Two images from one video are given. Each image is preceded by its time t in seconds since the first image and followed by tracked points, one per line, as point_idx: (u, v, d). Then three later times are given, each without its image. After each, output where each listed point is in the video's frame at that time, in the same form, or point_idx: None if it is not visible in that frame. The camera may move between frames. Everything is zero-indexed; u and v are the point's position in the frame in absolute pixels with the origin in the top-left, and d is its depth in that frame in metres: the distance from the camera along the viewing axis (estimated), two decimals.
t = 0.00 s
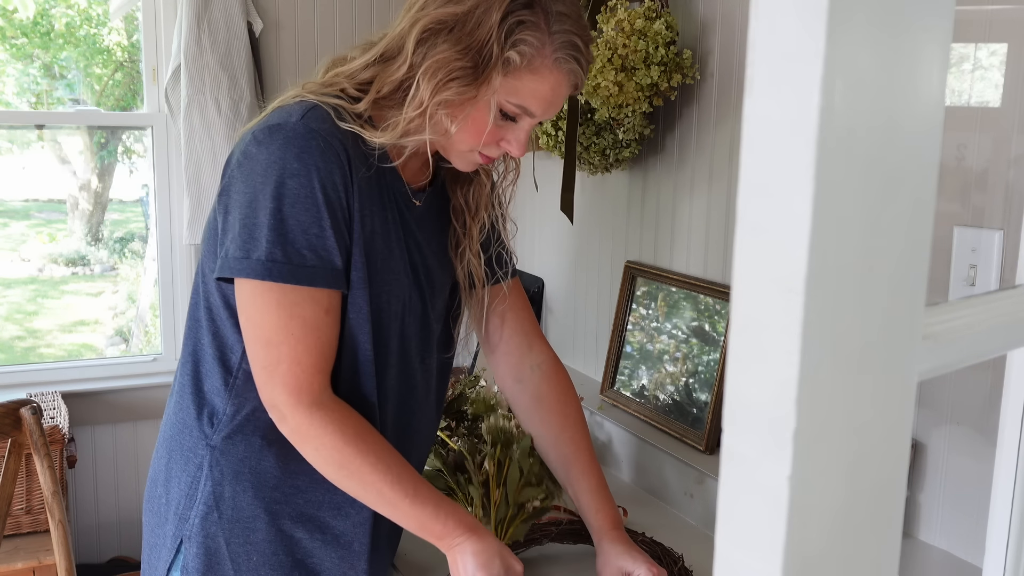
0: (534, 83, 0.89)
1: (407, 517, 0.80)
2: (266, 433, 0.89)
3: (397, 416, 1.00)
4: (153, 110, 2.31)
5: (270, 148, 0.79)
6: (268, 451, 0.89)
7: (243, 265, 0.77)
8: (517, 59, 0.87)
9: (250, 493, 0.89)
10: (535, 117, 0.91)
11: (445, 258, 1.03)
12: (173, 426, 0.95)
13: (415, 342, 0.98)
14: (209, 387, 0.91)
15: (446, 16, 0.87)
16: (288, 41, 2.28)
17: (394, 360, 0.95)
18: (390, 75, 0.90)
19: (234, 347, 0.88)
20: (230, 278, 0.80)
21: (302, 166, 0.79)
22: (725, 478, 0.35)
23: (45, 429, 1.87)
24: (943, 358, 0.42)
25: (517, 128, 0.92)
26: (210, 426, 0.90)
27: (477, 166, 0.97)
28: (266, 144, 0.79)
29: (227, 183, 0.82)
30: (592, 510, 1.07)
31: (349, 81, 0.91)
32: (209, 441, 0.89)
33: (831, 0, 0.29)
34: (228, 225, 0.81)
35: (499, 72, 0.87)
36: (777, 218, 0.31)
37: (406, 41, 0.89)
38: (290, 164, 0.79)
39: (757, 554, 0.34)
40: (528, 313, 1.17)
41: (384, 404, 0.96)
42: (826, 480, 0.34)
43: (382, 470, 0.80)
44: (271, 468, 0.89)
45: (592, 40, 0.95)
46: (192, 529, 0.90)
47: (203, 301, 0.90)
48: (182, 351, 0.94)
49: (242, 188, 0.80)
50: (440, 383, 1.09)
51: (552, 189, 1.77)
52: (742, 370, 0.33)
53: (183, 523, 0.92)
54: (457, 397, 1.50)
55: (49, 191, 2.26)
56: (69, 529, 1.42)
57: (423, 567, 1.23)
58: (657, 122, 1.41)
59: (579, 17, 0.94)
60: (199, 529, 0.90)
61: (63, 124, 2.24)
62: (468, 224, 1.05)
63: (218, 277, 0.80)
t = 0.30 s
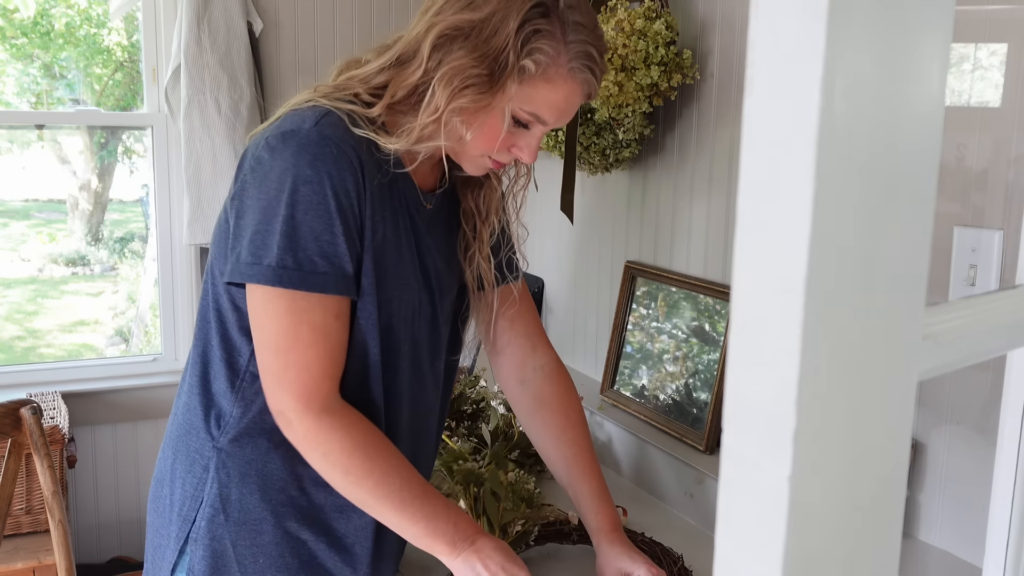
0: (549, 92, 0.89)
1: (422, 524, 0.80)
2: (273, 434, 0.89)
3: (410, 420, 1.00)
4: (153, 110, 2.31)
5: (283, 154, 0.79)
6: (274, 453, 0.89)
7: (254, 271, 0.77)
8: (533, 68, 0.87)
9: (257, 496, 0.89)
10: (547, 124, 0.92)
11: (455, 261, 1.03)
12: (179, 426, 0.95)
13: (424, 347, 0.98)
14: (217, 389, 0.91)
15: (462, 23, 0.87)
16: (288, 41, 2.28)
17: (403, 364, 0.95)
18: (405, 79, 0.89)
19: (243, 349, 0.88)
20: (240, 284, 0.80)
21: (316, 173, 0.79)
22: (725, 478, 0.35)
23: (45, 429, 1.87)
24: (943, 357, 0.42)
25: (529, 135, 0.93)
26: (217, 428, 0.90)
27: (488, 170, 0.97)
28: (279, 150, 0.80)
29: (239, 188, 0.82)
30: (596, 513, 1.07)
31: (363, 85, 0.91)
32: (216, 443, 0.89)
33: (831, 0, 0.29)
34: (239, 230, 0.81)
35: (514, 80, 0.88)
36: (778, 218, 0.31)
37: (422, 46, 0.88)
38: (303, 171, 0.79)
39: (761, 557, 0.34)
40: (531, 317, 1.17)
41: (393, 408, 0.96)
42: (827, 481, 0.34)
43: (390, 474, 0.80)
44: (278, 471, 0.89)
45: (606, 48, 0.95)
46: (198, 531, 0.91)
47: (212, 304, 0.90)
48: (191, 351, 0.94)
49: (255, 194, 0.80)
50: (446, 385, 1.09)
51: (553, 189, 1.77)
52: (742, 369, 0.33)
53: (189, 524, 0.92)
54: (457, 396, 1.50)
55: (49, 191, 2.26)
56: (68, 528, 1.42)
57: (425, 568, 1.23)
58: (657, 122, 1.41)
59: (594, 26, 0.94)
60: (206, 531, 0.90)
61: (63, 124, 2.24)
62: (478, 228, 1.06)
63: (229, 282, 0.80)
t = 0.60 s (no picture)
0: (548, 72, 0.89)
1: (408, 505, 0.80)
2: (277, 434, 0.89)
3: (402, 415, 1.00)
4: (153, 110, 2.31)
5: (284, 142, 0.80)
6: (280, 454, 0.89)
7: (250, 255, 0.77)
8: (533, 48, 0.88)
9: (264, 497, 0.89)
10: (546, 106, 0.92)
11: (447, 252, 1.03)
12: (181, 428, 0.95)
13: (417, 341, 0.98)
14: (221, 388, 0.91)
15: (462, 5, 0.88)
16: (288, 41, 2.28)
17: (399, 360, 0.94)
18: (405, 65, 0.90)
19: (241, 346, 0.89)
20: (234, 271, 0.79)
21: (313, 158, 0.80)
22: (727, 478, 0.35)
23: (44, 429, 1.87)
24: (943, 359, 0.42)
25: (528, 118, 0.92)
26: (221, 428, 0.89)
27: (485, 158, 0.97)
28: (280, 137, 0.81)
29: (240, 178, 0.83)
30: (594, 511, 1.06)
31: (363, 75, 0.91)
32: (221, 444, 0.89)
33: (831, 2, 0.29)
34: (236, 218, 0.81)
35: (514, 60, 0.88)
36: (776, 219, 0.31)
37: (422, 32, 0.89)
38: (303, 156, 0.79)
39: (755, 554, 0.34)
40: (523, 318, 1.17)
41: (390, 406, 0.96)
42: (827, 480, 0.34)
43: (369, 461, 0.79)
44: (284, 471, 0.89)
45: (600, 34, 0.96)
46: (205, 533, 0.90)
47: (213, 303, 0.90)
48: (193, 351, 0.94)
49: (254, 181, 0.80)
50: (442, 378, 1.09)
51: (553, 188, 1.77)
52: (742, 369, 0.33)
53: (194, 527, 0.91)
54: (457, 397, 1.50)
55: (49, 191, 2.26)
56: (69, 528, 1.42)
57: (425, 568, 1.23)
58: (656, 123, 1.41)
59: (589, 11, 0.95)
60: (213, 533, 0.90)
61: (63, 124, 2.24)
62: (473, 220, 1.07)
63: (226, 272, 0.80)
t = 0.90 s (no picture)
0: (554, 82, 0.90)
1: (419, 513, 0.80)
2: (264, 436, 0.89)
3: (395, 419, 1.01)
4: (153, 110, 2.31)
5: (282, 145, 0.80)
6: (265, 456, 0.89)
7: (247, 259, 0.77)
8: (542, 58, 0.88)
9: (249, 498, 0.89)
10: (549, 115, 0.93)
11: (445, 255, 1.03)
12: (169, 428, 0.95)
13: (415, 343, 0.99)
14: (208, 389, 0.90)
15: (472, 12, 0.87)
16: (288, 41, 2.28)
17: (391, 365, 0.94)
18: (410, 69, 0.89)
19: (232, 347, 0.88)
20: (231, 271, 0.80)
21: (313, 162, 0.80)
22: (726, 479, 0.35)
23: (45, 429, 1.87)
24: (944, 356, 0.43)
25: (529, 125, 0.93)
26: (207, 429, 0.90)
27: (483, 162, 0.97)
28: (278, 140, 0.80)
29: (235, 176, 0.82)
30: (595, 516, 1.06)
31: (364, 77, 0.91)
32: (207, 444, 0.89)
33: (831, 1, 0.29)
34: (233, 217, 0.81)
35: (524, 69, 0.88)
36: (777, 219, 0.32)
37: (429, 36, 0.88)
38: (303, 160, 0.79)
39: (754, 554, 0.34)
40: (521, 321, 1.18)
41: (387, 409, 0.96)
42: (827, 479, 0.34)
43: (380, 466, 0.80)
44: (269, 473, 0.90)
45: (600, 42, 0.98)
46: (190, 532, 0.91)
47: (206, 302, 0.90)
48: (183, 350, 0.93)
49: (251, 181, 0.80)
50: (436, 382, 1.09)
51: (553, 188, 1.77)
52: (740, 368, 0.34)
53: (179, 527, 0.92)
54: (457, 396, 1.49)
55: (50, 191, 2.26)
56: (68, 527, 1.43)
57: (422, 568, 1.23)
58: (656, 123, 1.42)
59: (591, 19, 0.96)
60: (197, 533, 0.90)
61: (64, 124, 2.24)
62: (469, 225, 1.07)
63: (218, 269, 0.80)
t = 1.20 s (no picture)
0: (548, 81, 0.91)
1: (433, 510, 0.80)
2: (259, 435, 0.89)
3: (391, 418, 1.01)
4: (153, 110, 2.31)
5: (279, 142, 0.80)
6: (259, 455, 0.90)
7: (252, 257, 0.77)
8: (536, 58, 0.89)
9: (241, 496, 0.90)
10: (543, 114, 0.93)
11: (443, 257, 1.04)
12: (163, 426, 0.95)
13: (412, 341, 0.99)
14: (202, 387, 0.90)
15: (467, 13, 0.87)
16: (288, 41, 2.28)
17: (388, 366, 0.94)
18: (404, 69, 0.89)
19: (228, 346, 0.88)
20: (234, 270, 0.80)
21: (312, 159, 0.80)
22: (726, 477, 0.35)
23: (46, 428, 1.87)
24: (945, 356, 0.43)
25: (524, 125, 0.94)
26: (200, 426, 0.90)
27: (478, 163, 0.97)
28: (274, 137, 0.80)
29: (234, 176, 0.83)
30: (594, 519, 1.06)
31: (359, 76, 0.91)
32: (201, 442, 0.89)
33: (831, 1, 0.30)
34: (233, 215, 0.81)
35: (518, 68, 0.89)
36: (777, 219, 0.32)
37: (423, 36, 0.88)
38: (302, 156, 0.79)
39: (758, 554, 0.34)
40: (518, 319, 1.18)
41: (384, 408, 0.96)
42: (828, 478, 0.35)
43: (396, 466, 0.80)
44: (261, 472, 0.90)
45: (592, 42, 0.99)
46: (183, 530, 0.90)
47: (200, 302, 0.90)
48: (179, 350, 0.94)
49: (251, 180, 0.80)
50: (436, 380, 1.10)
51: (553, 188, 1.77)
52: (738, 367, 0.34)
53: (171, 525, 0.91)
54: (457, 397, 1.49)
55: (51, 191, 2.26)
56: (69, 526, 1.43)
57: (422, 568, 1.24)
58: (657, 123, 1.42)
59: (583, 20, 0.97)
60: (189, 531, 0.90)
61: (65, 124, 2.24)
62: (467, 224, 1.07)
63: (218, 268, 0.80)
